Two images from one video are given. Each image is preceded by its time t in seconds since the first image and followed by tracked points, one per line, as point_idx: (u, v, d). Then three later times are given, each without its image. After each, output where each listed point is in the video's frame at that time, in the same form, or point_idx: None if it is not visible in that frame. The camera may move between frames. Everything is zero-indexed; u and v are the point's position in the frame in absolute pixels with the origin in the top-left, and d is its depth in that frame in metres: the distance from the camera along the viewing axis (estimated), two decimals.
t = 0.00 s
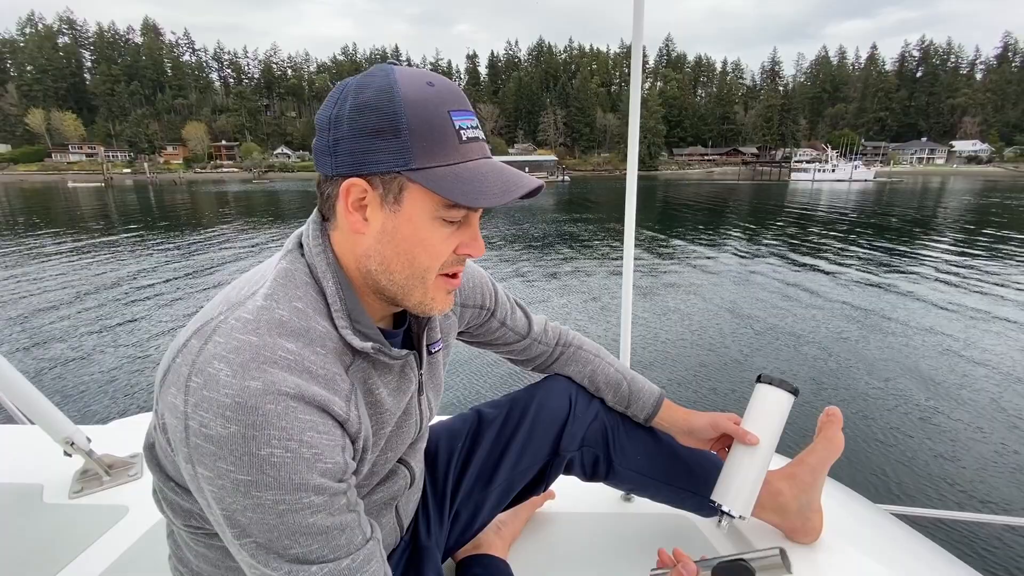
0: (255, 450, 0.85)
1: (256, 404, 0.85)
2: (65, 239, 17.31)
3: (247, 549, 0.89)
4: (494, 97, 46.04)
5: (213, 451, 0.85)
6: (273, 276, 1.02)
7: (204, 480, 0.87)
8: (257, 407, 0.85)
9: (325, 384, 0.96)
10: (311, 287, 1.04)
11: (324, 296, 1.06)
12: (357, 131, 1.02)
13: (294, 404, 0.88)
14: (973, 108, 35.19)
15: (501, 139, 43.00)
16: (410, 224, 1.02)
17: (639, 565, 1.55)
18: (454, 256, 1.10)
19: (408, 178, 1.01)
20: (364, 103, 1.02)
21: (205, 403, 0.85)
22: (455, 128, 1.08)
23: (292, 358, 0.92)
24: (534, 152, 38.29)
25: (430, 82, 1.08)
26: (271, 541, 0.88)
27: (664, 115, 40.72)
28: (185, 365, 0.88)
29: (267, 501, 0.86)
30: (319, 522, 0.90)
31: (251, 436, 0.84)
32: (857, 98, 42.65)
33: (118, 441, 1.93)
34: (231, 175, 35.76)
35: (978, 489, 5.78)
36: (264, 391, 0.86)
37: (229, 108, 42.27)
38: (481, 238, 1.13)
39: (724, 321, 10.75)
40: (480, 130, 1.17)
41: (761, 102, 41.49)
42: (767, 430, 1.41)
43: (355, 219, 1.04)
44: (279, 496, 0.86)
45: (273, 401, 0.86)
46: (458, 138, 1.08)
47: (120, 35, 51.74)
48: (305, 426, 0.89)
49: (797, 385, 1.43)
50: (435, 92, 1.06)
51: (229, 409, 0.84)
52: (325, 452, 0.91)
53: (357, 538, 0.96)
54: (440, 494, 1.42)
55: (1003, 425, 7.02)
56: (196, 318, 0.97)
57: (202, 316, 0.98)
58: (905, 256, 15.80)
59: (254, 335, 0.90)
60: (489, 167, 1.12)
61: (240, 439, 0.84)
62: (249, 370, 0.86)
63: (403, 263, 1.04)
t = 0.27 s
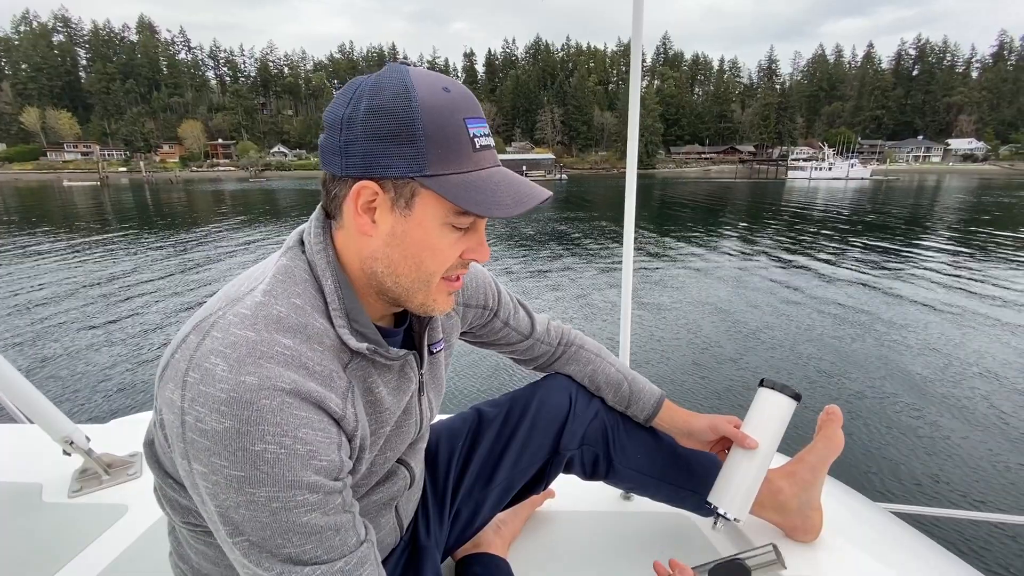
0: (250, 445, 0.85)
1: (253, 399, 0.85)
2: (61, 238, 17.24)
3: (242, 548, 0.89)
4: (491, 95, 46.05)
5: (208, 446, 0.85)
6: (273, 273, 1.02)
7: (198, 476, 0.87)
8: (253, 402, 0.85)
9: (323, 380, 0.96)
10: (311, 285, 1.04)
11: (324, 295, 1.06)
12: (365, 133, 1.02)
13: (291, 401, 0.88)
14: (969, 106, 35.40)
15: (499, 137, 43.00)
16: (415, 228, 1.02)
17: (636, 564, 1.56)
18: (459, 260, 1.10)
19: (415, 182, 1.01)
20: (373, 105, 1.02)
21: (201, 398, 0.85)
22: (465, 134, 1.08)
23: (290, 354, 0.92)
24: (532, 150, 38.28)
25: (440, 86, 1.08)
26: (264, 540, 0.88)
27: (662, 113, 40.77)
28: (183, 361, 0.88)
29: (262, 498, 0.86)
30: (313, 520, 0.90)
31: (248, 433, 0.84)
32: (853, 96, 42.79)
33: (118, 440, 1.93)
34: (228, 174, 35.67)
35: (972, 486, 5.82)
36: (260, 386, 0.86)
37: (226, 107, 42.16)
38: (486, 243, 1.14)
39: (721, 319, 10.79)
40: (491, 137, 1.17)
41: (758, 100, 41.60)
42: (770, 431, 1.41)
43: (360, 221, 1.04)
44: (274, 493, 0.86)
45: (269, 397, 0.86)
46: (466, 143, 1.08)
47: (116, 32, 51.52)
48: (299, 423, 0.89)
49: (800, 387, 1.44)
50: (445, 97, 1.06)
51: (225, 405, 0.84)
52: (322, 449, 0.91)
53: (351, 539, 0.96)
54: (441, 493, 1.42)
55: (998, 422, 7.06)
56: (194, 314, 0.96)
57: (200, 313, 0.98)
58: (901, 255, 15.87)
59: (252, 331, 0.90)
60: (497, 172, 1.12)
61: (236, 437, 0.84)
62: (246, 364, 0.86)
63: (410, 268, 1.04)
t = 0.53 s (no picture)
0: (246, 446, 0.84)
1: (248, 398, 0.85)
2: (56, 238, 17.12)
3: (237, 548, 0.89)
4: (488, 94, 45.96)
5: (204, 446, 0.85)
6: (269, 273, 1.02)
7: (196, 474, 0.87)
8: (248, 402, 0.84)
9: (319, 377, 0.96)
10: (307, 284, 1.04)
11: (320, 293, 1.05)
12: (363, 132, 1.01)
13: (286, 400, 0.88)
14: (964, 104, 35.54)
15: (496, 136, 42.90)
16: (412, 225, 1.02)
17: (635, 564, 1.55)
18: (456, 258, 1.10)
19: (413, 181, 1.01)
20: (370, 104, 1.01)
21: (197, 398, 0.84)
22: (463, 133, 1.08)
23: (286, 353, 0.92)
24: (529, 149, 38.23)
25: (438, 84, 1.08)
26: (262, 540, 0.88)
27: (658, 112, 40.73)
28: (180, 360, 0.88)
29: (257, 497, 0.86)
30: (307, 520, 0.89)
31: (242, 430, 0.84)
32: (850, 95, 42.89)
33: (116, 439, 1.93)
34: (224, 174, 35.54)
35: (969, 483, 5.85)
36: (257, 385, 0.86)
37: (222, 106, 41.99)
38: (484, 242, 1.14)
39: (718, 318, 10.81)
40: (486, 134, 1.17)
41: (755, 98, 41.59)
42: (765, 430, 1.42)
43: (356, 220, 1.04)
44: (271, 493, 0.86)
45: (264, 398, 0.86)
46: (465, 143, 1.08)
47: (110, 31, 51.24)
48: (297, 422, 0.88)
49: (794, 387, 1.45)
50: (443, 93, 1.06)
51: (221, 404, 0.84)
52: (318, 450, 0.91)
53: (346, 540, 0.96)
54: (440, 490, 1.42)
55: (993, 420, 7.09)
56: (188, 312, 0.96)
57: (195, 310, 0.97)
58: (896, 253, 15.92)
59: (249, 330, 0.90)
60: (492, 172, 1.12)
61: (232, 435, 0.84)
62: (243, 364, 0.86)
63: (405, 267, 1.04)
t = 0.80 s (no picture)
0: (248, 444, 0.84)
1: (248, 398, 0.84)
2: (52, 238, 17.06)
3: (240, 546, 0.88)
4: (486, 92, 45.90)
5: (206, 445, 0.84)
6: (269, 271, 1.02)
7: (197, 473, 0.87)
8: (249, 400, 0.84)
9: (320, 378, 0.96)
10: (307, 283, 1.04)
11: (320, 293, 1.05)
12: (361, 132, 1.01)
13: (287, 400, 0.87)
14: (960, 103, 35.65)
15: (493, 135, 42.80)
16: (410, 227, 1.02)
17: (633, 561, 1.56)
18: (455, 258, 1.10)
19: (411, 182, 1.01)
20: (368, 104, 1.01)
21: (199, 397, 0.84)
22: (461, 133, 1.08)
23: (287, 352, 0.92)
24: (527, 148, 38.19)
25: (436, 83, 1.07)
26: (262, 538, 0.88)
27: (656, 111, 40.71)
28: (181, 359, 0.88)
29: (259, 495, 0.85)
30: (309, 520, 0.89)
31: (244, 430, 0.84)
32: (846, 94, 42.99)
33: (116, 438, 1.93)
34: (221, 173, 35.41)
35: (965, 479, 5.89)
36: (258, 384, 0.85)
37: (218, 105, 41.84)
38: (482, 242, 1.14)
39: (715, 316, 10.83)
40: (484, 133, 1.17)
41: (752, 97, 41.62)
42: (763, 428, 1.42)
43: (354, 220, 1.03)
44: (272, 492, 0.86)
45: (265, 396, 0.85)
46: (463, 143, 1.08)
47: (105, 30, 50.97)
48: (298, 422, 0.88)
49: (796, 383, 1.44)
50: (441, 93, 1.06)
51: (223, 405, 0.83)
52: (320, 448, 0.91)
53: (347, 539, 0.96)
54: (440, 489, 1.43)
55: (992, 417, 7.12)
56: (188, 313, 0.96)
57: (196, 311, 0.97)
58: (893, 251, 15.97)
59: (250, 330, 0.89)
60: (491, 171, 1.12)
61: (234, 435, 0.84)
62: (244, 363, 0.86)
63: (404, 266, 1.04)
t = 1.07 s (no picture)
0: (251, 442, 0.84)
1: (253, 395, 0.84)
2: (48, 238, 17.01)
3: (243, 543, 0.88)
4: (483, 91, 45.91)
5: (210, 442, 0.84)
6: (273, 270, 1.01)
7: (201, 469, 0.87)
8: (253, 398, 0.84)
9: (324, 375, 0.95)
10: (310, 281, 1.04)
11: (323, 291, 1.05)
12: (366, 132, 1.01)
13: (292, 396, 0.87)
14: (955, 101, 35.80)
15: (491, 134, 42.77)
16: (414, 226, 1.02)
17: (634, 559, 1.56)
18: (458, 257, 1.10)
19: (415, 181, 1.01)
20: (373, 104, 1.01)
21: (203, 394, 0.84)
22: (465, 133, 1.08)
23: (291, 350, 0.91)
24: (524, 147, 38.18)
25: (439, 83, 1.07)
26: (266, 535, 0.87)
27: (654, 110, 40.75)
28: (185, 357, 0.88)
29: (263, 491, 0.85)
30: (313, 517, 0.88)
31: (249, 427, 0.84)
32: (843, 93, 43.12)
33: (117, 437, 1.93)
34: (217, 172, 35.33)
35: (962, 472, 5.93)
36: (262, 381, 0.85)
37: (215, 104, 41.74)
38: (485, 241, 1.14)
39: (713, 314, 10.87)
40: (488, 133, 1.18)
41: (749, 96, 41.72)
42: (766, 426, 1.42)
43: (358, 219, 1.03)
44: (277, 488, 0.86)
45: (269, 393, 0.85)
46: (467, 142, 1.08)
47: (101, 29, 50.78)
48: (303, 419, 0.88)
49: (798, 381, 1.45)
50: (445, 94, 1.06)
51: (227, 401, 0.83)
52: (325, 445, 0.90)
53: (349, 537, 0.95)
54: (442, 487, 1.42)
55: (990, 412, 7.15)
56: (192, 312, 0.96)
57: (199, 310, 0.97)
58: (890, 250, 16.04)
59: (254, 328, 0.89)
60: (496, 172, 1.12)
61: (239, 431, 0.84)
62: (249, 360, 0.85)
63: (407, 262, 1.03)
